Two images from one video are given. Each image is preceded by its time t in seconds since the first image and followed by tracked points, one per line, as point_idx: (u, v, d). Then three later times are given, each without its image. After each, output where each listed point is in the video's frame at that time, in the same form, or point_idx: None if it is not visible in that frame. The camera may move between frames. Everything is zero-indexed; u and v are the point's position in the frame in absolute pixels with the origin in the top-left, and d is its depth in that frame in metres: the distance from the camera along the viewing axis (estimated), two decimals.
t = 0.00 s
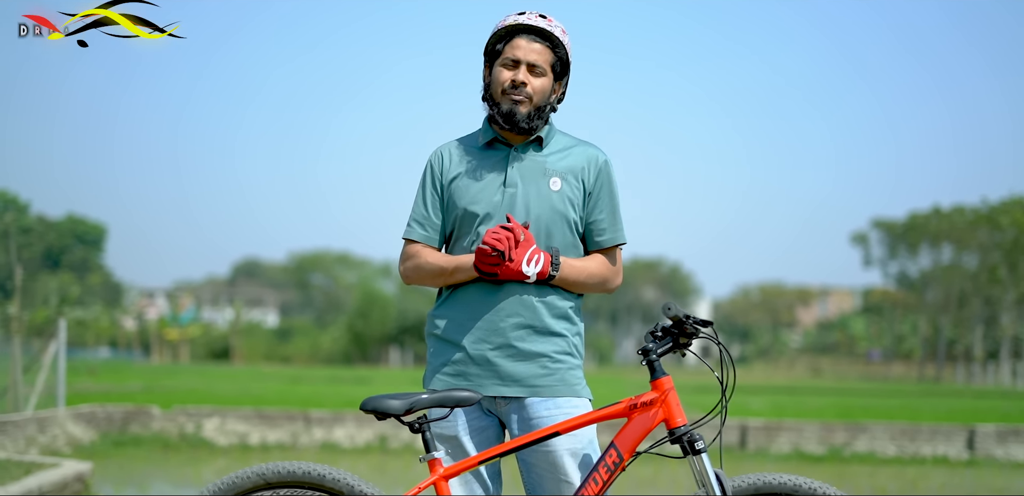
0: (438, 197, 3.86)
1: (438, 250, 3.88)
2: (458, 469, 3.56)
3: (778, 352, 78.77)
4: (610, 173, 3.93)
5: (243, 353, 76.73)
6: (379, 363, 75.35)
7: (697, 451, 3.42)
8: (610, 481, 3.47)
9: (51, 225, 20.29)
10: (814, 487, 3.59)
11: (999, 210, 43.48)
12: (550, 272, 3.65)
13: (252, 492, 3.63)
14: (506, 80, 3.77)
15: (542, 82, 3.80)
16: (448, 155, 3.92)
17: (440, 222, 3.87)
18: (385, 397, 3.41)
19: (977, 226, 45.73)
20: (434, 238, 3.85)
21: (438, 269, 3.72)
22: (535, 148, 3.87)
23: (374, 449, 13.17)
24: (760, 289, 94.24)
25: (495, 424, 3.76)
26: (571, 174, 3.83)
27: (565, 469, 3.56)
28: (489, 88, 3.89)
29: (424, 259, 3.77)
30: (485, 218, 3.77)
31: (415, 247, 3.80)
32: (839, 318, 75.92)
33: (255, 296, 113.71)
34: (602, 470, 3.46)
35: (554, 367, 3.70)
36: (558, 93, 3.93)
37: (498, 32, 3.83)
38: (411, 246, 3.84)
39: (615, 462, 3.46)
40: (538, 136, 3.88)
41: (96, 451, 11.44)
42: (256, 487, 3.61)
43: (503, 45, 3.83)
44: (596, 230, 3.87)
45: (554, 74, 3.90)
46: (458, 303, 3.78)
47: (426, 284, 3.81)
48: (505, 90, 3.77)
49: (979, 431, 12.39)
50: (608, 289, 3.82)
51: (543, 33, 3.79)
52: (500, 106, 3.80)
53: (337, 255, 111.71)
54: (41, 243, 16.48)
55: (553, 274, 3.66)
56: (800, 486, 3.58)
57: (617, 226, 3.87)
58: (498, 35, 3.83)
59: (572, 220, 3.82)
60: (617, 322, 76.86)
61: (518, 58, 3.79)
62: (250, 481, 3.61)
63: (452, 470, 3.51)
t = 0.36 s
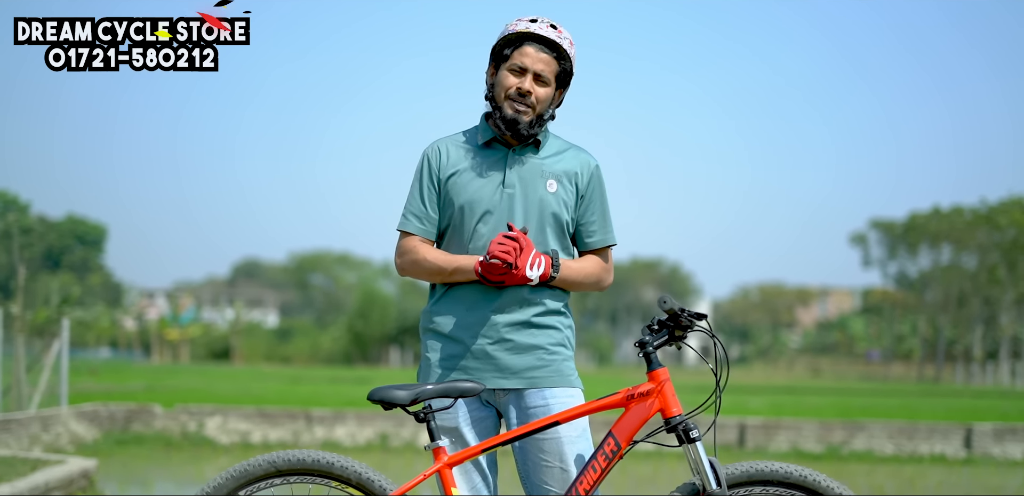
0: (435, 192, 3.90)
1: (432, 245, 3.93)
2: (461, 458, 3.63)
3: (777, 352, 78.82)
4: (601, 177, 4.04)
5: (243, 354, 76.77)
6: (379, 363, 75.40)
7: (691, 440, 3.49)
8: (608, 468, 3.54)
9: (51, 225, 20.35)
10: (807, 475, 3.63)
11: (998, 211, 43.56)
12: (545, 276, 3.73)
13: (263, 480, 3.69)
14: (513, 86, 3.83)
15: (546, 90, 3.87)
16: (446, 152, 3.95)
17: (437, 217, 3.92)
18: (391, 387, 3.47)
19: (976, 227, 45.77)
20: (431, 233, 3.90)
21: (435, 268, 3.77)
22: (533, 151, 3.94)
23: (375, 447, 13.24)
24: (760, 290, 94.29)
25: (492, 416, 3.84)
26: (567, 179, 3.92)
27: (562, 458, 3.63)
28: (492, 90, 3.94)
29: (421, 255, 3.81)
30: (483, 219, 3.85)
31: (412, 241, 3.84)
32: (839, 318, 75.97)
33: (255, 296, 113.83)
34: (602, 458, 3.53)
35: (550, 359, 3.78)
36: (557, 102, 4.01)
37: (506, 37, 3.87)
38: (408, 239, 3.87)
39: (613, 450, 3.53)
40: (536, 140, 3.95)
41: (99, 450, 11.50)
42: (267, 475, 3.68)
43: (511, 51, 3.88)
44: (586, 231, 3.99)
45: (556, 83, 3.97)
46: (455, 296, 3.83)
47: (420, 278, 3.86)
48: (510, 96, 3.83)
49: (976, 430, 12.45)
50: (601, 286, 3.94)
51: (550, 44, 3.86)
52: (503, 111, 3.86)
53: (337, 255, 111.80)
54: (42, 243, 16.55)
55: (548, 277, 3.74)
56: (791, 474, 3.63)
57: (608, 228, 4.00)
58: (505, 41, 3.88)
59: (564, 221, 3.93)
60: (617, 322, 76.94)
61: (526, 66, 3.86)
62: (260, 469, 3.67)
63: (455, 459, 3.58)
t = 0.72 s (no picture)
0: (437, 191, 4.01)
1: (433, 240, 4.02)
2: (455, 446, 3.71)
3: (777, 352, 78.89)
4: (601, 168, 4.10)
5: (244, 355, 76.84)
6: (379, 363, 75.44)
7: (676, 428, 3.57)
8: (597, 455, 3.61)
9: (52, 226, 20.45)
10: (788, 461, 3.70)
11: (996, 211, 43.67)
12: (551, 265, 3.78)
13: (264, 468, 3.77)
14: (506, 87, 3.92)
15: (538, 89, 3.94)
16: (448, 155, 4.05)
17: (439, 215, 4.01)
18: (387, 378, 3.54)
19: (975, 226, 45.84)
20: (428, 230, 3.98)
21: (416, 258, 3.89)
22: (531, 146, 4.03)
23: (375, 446, 13.33)
24: (760, 290, 94.40)
25: (496, 408, 3.90)
26: (565, 172, 4.00)
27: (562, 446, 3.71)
28: (487, 91, 4.03)
29: (408, 246, 3.92)
30: (485, 215, 3.93)
31: (413, 240, 3.93)
32: (839, 318, 76.04)
33: (255, 296, 113.93)
34: (590, 445, 3.60)
35: (554, 349, 3.85)
36: (551, 100, 4.07)
37: (498, 40, 3.95)
38: (407, 236, 3.96)
39: (601, 438, 3.60)
40: (532, 136, 4.04)
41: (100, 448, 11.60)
42: (268, 462, 3.76)
43: (503, 54, 3.96)
44: (590, 218, 4.05)
45: (549, 81, 4.04)
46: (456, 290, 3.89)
47: (407, 270, 3.98)
48: (503, 97, 3.92)
49: (972, 428, 12.56)
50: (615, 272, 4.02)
51: (541, 45, 3.93)
52: (499, 111, 3.95)
53: (337, 256, 112.03)
54: (43, 244, 16.68)
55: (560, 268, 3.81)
56: (772, 461, 3.69)
57: (612, 213, 4.05)
58: (497, 43, 3.96)
59: (569, 210, 3.99)
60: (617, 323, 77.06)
61: (518, 66, 3.94)
62: (262, 457, 3.75)
63: (450, 445, 3.67)
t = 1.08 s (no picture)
0: (450, 193, 4.16)
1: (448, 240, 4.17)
2: (451, 436, 3.87)
3: (776, 353, 79.00)
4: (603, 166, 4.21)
5: (244, 356, 76.95)
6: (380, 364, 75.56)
7: (657, 419, 3.78)
8: (584, 444, 3.82)
9: (53, 226, 20.55)
10: (765, 451, 3.93)
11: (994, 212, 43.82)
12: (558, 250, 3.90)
13: (264, 456, 3.98)
14: (508, 90, 4.03)
15: (541, 90, 4.05)
16: (461, 160, 4.19)
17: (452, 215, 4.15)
18: (381, 371, 3.70)
19: (973, 228, 45.98)
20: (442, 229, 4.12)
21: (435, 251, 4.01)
22: (537, 147, 4.14)
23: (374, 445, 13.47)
24: (760, 291, 94.41)
25: (508, 396, 4.09)
26: (571, 170, 4.13)
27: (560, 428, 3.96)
28: (491, 96, 4.15)
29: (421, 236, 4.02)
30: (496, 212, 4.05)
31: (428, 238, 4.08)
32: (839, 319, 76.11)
33: (255, 297, 114.02)
34: (576, 436, 3.80)
35: (567, 339, 4.02)
36: (555, 102, 4.17)
37: (500, 48, 4.08)
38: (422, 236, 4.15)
39: (587, 429, 3.80)
40: (539, 137, 4.15)
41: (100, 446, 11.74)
42: (267, 451, 3.97)
43: (506, 60, 4.08)
44: (595, 211, 4.14)
45: (551, 84, 4.14)
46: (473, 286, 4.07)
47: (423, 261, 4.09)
48: (507, 99, 4.03)
49: (966, 427, 12.66)
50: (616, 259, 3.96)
51: (540, 49, 4.04)
52: (504, 114, 4.06)
53: (338, 257, 112.18)
54: (44, 245, 16.81)
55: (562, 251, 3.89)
56: (749, 451, 3.92)
57: (612, 205, 4.13)
58: (501, 52, 4.09)
59: (575, 207, 4.12)
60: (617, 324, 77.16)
61: (519, 70, 4.05)
62: (262, 447, 3.97)
63: (442, 437, 3.80)
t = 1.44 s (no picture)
0: (457, 190, 4.25)
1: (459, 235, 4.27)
2: (455, 424, 3.97)
3: (776, 352, 79.03)
4: (613, 162, 4.32)
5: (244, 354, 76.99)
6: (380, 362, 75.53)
7: (649, 407, 3.87)
8: (578, 431, 3.94)
9: (53, 225, 20.60)
10: (754, 439, 4.02)
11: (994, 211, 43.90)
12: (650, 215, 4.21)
13: (270, 442, 4.08)
14: (516, 87, 4.11)
15: (548, 87, 4.12)
16: (470, 157, 4.25)
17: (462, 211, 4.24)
18: (383, 361, 3.79)
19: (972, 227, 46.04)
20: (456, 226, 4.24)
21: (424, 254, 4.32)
22: (545, 143, 4.21)
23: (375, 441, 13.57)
24: (760, 290, 94.47)
25: (513, 385, 4.19)
26: (580, 165, 4.21)
27: (560, 417, 4.06)
28: (499, 93, 4.22)
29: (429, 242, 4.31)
30: (505, 207, 4.11)
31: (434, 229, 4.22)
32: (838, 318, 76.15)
33: (255, 295, 114.03)
34: (571, 423, 3.92)
35: (576, 329, 4.13)
36: (562, 98, 4.24)
37: (507, 46, 4.15)
38: (431, 229, 4.28)
39: (581, 417, 3.91)
40: (547, 132, 4.21)
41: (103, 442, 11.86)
42: (274, 438, 4.06)
43: (512, 58, 4.16)
44: (611, 209, 4.32)
45: (557, 80, 4.23)
46: (483, 278, 4.14)
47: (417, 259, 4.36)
48: (514, 96, 4.11)
49: (963, 424, 12.78)
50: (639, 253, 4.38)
51: (545, 46, 4.11)
52: (511, 112, 4.14)
53: (338, 255, 112.18)
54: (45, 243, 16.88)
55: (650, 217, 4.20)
56: (738, 438, 4.01)
57: (632, 201, 4.35)
58: (507, 50, 4.16)
59: (586, 201, 4.20)
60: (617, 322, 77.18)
61: (526, 68, 4.12)
62: (269, 433, 4.06)
63: (443, 424, 3.88)
